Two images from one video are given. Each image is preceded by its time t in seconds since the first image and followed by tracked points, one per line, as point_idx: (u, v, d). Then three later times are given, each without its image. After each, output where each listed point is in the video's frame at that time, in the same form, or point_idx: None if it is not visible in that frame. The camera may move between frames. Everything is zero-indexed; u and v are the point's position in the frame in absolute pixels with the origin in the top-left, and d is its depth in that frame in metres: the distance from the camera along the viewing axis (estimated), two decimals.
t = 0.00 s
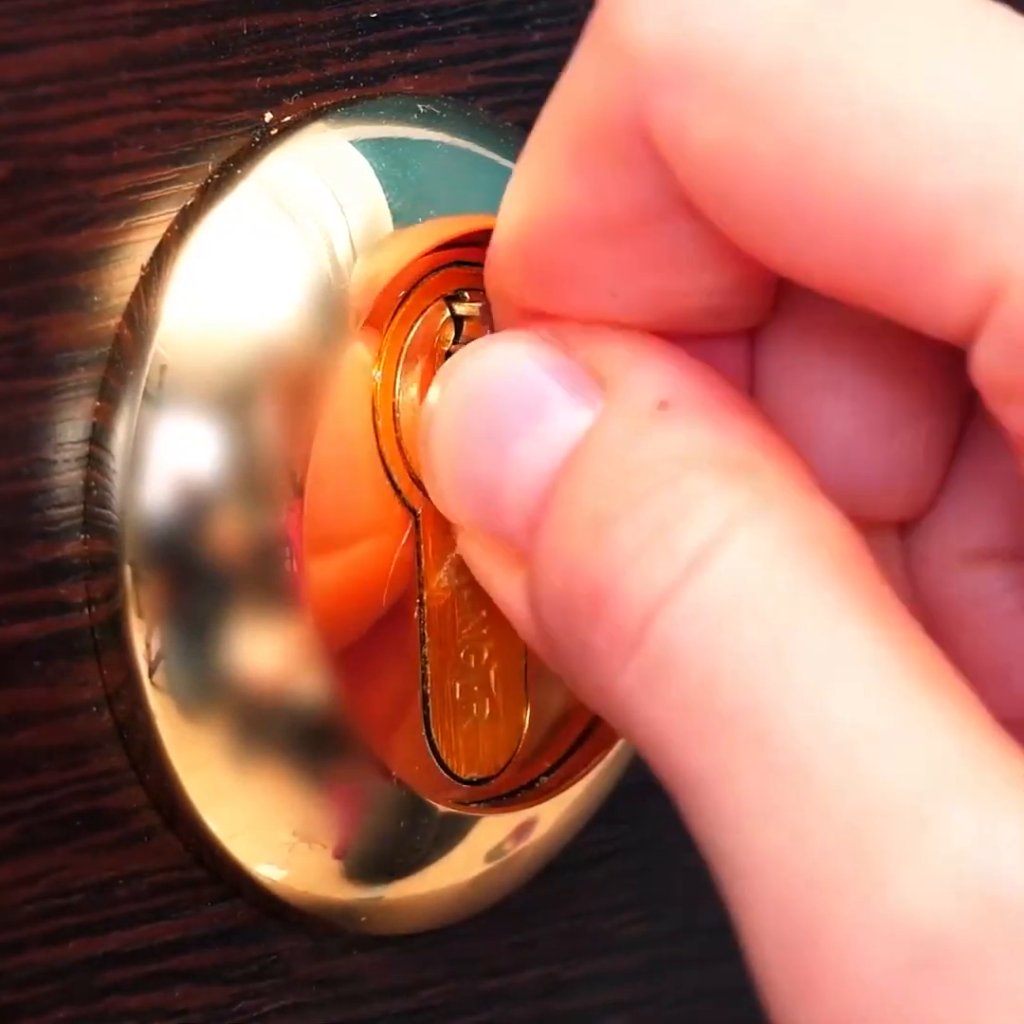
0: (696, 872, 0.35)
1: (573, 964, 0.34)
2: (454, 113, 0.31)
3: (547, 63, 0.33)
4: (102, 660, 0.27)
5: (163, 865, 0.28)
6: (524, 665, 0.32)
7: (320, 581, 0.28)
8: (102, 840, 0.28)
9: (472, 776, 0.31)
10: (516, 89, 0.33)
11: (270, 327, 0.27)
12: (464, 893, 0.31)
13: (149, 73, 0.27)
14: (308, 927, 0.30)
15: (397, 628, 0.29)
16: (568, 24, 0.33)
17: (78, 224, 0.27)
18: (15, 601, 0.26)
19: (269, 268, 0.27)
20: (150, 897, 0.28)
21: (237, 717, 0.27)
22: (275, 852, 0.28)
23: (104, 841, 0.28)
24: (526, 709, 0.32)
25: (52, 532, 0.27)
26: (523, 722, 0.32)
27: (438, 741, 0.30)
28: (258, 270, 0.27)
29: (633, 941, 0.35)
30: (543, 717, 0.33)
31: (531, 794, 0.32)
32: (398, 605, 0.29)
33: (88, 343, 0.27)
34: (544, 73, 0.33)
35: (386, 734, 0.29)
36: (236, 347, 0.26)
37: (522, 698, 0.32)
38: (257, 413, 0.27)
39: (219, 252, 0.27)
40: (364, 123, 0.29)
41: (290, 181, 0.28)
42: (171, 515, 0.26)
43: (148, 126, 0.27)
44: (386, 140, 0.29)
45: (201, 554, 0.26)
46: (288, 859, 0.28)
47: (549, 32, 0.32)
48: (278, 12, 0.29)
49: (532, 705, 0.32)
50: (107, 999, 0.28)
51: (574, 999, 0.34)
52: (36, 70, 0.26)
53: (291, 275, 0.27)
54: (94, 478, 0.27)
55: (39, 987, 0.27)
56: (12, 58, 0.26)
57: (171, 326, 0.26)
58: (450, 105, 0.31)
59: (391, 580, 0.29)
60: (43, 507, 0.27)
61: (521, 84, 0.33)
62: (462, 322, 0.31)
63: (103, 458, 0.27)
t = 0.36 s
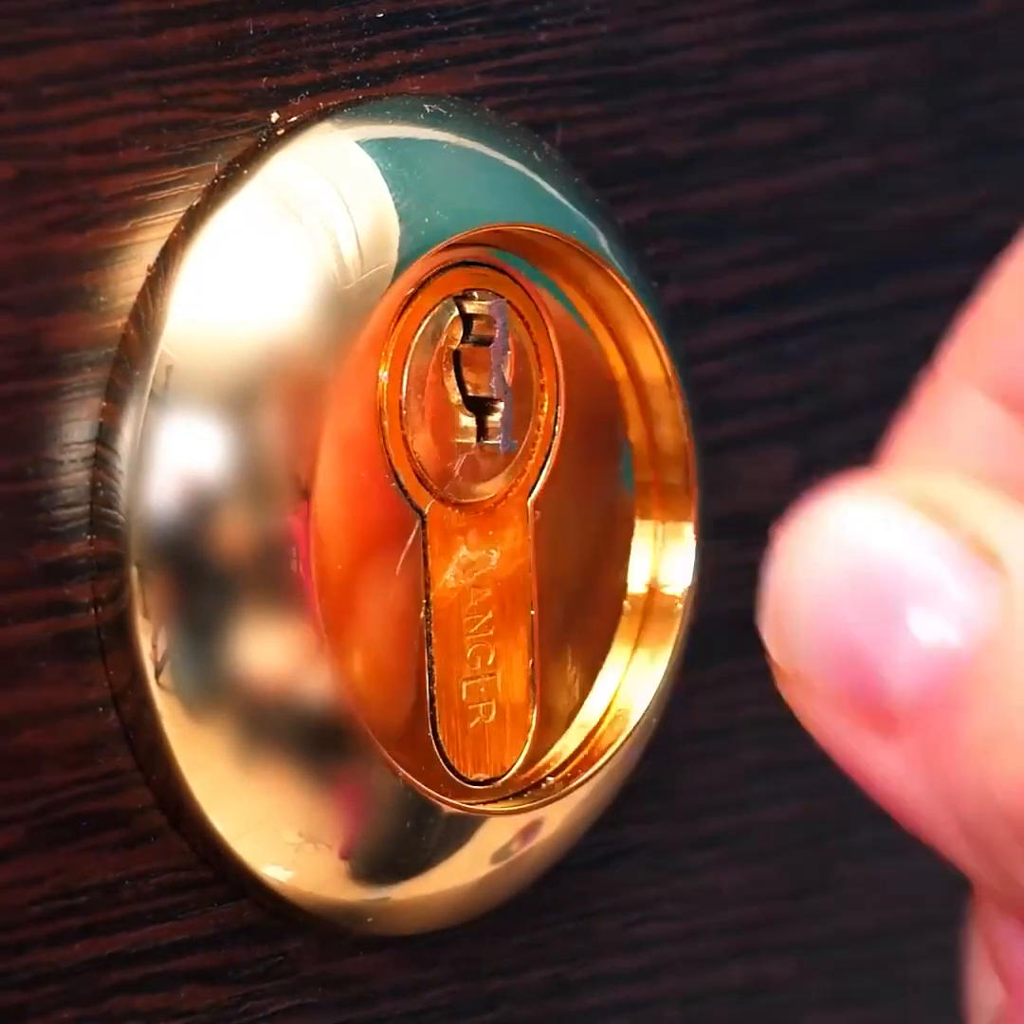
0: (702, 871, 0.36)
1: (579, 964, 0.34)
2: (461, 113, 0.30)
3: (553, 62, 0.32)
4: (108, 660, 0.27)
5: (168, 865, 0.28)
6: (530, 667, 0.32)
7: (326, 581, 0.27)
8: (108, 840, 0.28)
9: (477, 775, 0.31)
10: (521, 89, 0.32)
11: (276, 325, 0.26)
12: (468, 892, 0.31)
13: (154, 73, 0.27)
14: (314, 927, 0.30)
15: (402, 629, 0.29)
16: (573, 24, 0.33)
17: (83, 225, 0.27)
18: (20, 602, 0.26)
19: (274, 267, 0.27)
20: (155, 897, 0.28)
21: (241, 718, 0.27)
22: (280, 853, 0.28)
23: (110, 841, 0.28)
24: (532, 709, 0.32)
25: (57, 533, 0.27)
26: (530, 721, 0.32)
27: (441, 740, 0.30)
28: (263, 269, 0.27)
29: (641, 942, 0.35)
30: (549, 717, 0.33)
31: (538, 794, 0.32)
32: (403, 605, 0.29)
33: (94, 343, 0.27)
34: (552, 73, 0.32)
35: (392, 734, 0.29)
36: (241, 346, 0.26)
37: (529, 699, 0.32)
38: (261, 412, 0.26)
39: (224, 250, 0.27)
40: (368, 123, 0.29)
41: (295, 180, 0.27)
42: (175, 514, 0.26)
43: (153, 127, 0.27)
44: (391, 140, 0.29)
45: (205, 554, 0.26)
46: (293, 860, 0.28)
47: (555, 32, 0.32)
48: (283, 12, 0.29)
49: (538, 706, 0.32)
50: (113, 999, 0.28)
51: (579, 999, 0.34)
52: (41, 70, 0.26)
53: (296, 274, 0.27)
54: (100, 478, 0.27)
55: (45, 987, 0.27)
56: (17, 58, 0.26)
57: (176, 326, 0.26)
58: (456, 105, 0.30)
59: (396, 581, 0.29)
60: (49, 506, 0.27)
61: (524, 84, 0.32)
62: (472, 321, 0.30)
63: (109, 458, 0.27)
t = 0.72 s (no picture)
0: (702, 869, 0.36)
1: (581, 964, 0.34)
2: (460, 113, 0.31)
3: (552, 62, 0.33)
4: (108, 660, 0.27)
5: (167, 865, 0.28)
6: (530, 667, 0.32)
7: (326, 583, 0.28)
8: (106, 841, 0.28)
9: (477, 776, 0.31)
10: (521, 90, 0.32)
11: (276, 327, 0.27)
12: (470, 893, 0.31)
13: (154, 72, 0.27)
14: (312, 927, 0.30)
15: (401, 629, 0.29)
16: (572, 24, 0.33)
17: (83, 224, 0.27)
18: (19, 602, 0.26)
19: (274, 268, 0.27)
20: (154, 898, 0.28)
21: (241, 718, 0.27)
22: (280, 853, 0.28)
23: (110, 842, 0.28)
24: (531, 708, 0.32)
25: (58, 533, 0.27)
26: (529, 720, 0.32)
27: (443, 739, 0.30)
28: (264, 270, 0.27)
29: (640, 941, 0.35)
30: (549, 717, 0.33)
31: (535, 794, 0.32)
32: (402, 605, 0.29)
33: (93, 343, 0.27)
34: (551, 74, 0.33)
35: (388, 734, 0.29)
36: (241, 347, 0.26)
37: (528, 699, 0.32)
38: (262, 413, 0.26)
39: (224, 253, 0.27)
40: (369, 123, 0.29)
41: (294, 183, 0.28)
42: (176, 515, 0.26)
43: (153, 126, 0.27)
44: (391, 141, 0.29)
45: (206, 555, 0.26)
46: (293, 860, 0.28)
47: (555, 32, 0.32)
48: (282, 12, 0.29)
49: (538, 706, 0.32)
50: (112, 1000, 0.28)
51: (580, 1000, 0.34)
52: (39, 70, 0.26)
53: (296, 276, 0.27)
54: (100, 478, 0.27)
55: (44, 988, 0.27)
56: (17, 58, 0.26)
57: (176, 326, 0.26)
58: (455, 105, 0.31)
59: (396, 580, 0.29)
60: (49, 506, 0.26)
61: (524, 85, 0.32)
62: (471, 322, 0.31)
63: (109, 459, 0.27)
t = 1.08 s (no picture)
0: (702, 868, 0.36)
1: (580, 964, 0.34)
2: (460, 113, 0.30)
3: (553, 62, 0.33)
4: (108, 660, 0.27)
5: (168, 865, 0.28)
6: (530, 667, 0.32)
7: (325, 584, 0.27)
8: (107, 840, 0.28)
9: (478, 776, 0.31)
10: (523, 89, 0.32)
11: (277, 326, 0.26)
12: (470, 891, 0.31)
13: (154, 73, 0.27)
14: (313, 927, 0.30)
15: (401, 629, 0.29)
16: (573, 24, 0.33)
17: (83, 225, 0.27)
18: (19, 601, 0.26)
19: (273, 268, 0.26)
20: (155, 898, 0.28)
21: (241, 718, 0.27)
22: (281, 853, 0.28)
23: (111, 841, 0.28)
24: (532, 709, 0.32)
25: (58, 532, 0.27)
26: (530, 721, 0.32)
27: (442, 739, 0.30)
28: (262, 269, 0.26)
29: (639, 939, 0.35)
30: (550, 719, 0.33)
31: (538, 794, 0.32)
32: (402, 606, 0.29)
33: (93, 343, 0.27)
34: (551, 73, 0.33)
35: (387, 733, 0.29)
36: (240, 346, 0.26)
37: (528, 699, 0.32)
38: (261, 413, 0.26)
39: (225, 251, 0.27)
40: (369, 124, 0.28)
41: (294, 183, 0.27)
42: (176, 514, 0.26)
43: (153, 126, 0.27)
44: (392, 141, 0.28)
45: (205, 555, 0.26)
46: (294, 860, 0.28)
47: (555, 33, 0.32)
48: (283, 12, 0.29)
49: (538, 706, 0.32)
50: (113, 999, 0.28)
51: (578, 999, 0.34)
52: (39, 70, 0.26)
53: (296, 275, 0.26)
54: (100, 478, 0.27)
55: (44, 987, 0.27)
56: (18, 58, 0.26)
57: (176, 326, 0.26)
58: (456, 105, 0.30)
59: (397, 581, 0.29)
60: (49, 506, 0.27)
61: (523, 83, 0.32)
62: (479, 321, 0.30)
63: (110, 459, 0.27)
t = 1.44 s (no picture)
0: (701, 869, 0.36)
1: (580, 964, 0.34)
2: (461, 113, 0.30)
3: (554, 62, 0.33)
4: (108, 660, 0.27)
5: (169, 867, 0.28)
6: (530, 667, 0.32)
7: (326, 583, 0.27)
8: (107, 840, 0.28)
9: (478, 776, 0.31)
10: (522, 89, 0.32)
11: (278, 327, 0.26)
12: (472, 892, 0.31)
13: (154, 73, 0.27)
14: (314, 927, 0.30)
15: (401, 630, 0.29)
16: (573, 24, 0.33)
17: (83, 225, 0.27)
18: (19, 601, 0.26)
19: (274, 268, 0.26)
20: (157, 898, 0.28)
21: (241, 719, 0.27)
22: (281, 854, 0.28)
23: (112, 842, 0.28)
24: (533, 710, 0.32)
25: (58, 532, 0.27)
26: (531, 722, 0.32)
27: (443, 739, 0.30)
28: (262, 270, 0.26)
29: (640, 940, 0.35)
30: (550, 718, 0.33)
31: (537, 794, 0.32)
32: (402, 606, 0.29)
33: (93, 343, 0.27)
34: (551, 73, 0.32)
35: (387, 733, 0.29)
36: (241, 346, 0.26)
37: (528, 699, 0.32)
38: (262, 413, 0.26)
39: (226, 251, 0.27)
40: (368, 123, 0.28)
41: (294, 183, 0.27)
42: (176, 514, 0.26)
43: (153, 127, 0.27)
44: (392, 140, 0.28)
45: (206, 556, 0.26)
46: (294, 861, 0.28)
47: (555, 33, 0.32)
48: (283, 12, 0.29)
49: (538, 707, 0.32)
50: (114, 999, 0.28)
51: (579, 1000, 0.34)
52: (40, 70, 0.26)
53: (295, 275, 0.26)
54: (100, 478, 0.27)
55: (45, 987, 0.27)
56: (19, 57, 0.26)
57: (177, 326, 0.26)
58: (456, 105, 0.30)
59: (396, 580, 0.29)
60: (49, 506, 0.27)
61: (523, 83, 0.32)
62: (478, 321, 0.30)
63: (110, 459, 0.27)
